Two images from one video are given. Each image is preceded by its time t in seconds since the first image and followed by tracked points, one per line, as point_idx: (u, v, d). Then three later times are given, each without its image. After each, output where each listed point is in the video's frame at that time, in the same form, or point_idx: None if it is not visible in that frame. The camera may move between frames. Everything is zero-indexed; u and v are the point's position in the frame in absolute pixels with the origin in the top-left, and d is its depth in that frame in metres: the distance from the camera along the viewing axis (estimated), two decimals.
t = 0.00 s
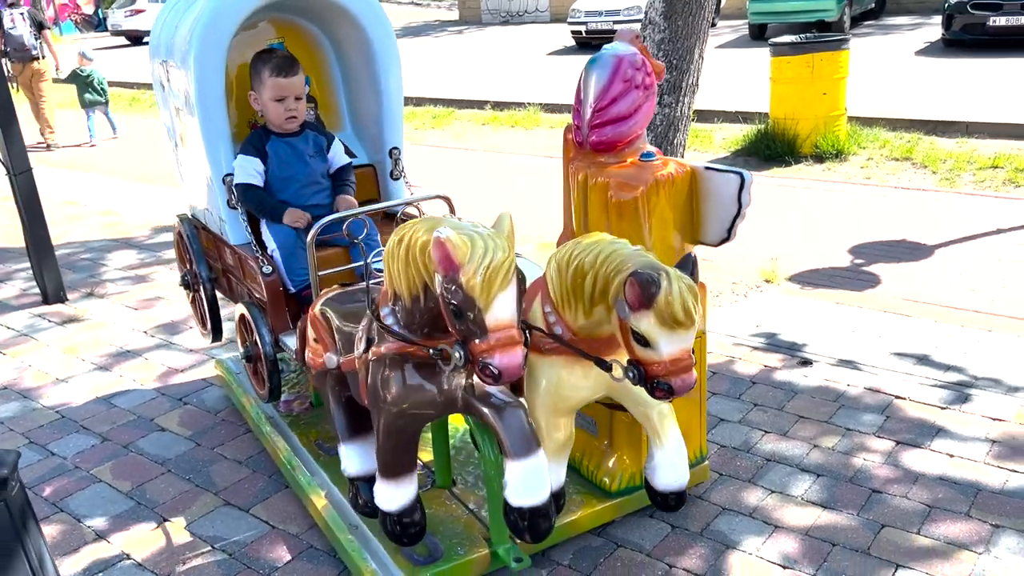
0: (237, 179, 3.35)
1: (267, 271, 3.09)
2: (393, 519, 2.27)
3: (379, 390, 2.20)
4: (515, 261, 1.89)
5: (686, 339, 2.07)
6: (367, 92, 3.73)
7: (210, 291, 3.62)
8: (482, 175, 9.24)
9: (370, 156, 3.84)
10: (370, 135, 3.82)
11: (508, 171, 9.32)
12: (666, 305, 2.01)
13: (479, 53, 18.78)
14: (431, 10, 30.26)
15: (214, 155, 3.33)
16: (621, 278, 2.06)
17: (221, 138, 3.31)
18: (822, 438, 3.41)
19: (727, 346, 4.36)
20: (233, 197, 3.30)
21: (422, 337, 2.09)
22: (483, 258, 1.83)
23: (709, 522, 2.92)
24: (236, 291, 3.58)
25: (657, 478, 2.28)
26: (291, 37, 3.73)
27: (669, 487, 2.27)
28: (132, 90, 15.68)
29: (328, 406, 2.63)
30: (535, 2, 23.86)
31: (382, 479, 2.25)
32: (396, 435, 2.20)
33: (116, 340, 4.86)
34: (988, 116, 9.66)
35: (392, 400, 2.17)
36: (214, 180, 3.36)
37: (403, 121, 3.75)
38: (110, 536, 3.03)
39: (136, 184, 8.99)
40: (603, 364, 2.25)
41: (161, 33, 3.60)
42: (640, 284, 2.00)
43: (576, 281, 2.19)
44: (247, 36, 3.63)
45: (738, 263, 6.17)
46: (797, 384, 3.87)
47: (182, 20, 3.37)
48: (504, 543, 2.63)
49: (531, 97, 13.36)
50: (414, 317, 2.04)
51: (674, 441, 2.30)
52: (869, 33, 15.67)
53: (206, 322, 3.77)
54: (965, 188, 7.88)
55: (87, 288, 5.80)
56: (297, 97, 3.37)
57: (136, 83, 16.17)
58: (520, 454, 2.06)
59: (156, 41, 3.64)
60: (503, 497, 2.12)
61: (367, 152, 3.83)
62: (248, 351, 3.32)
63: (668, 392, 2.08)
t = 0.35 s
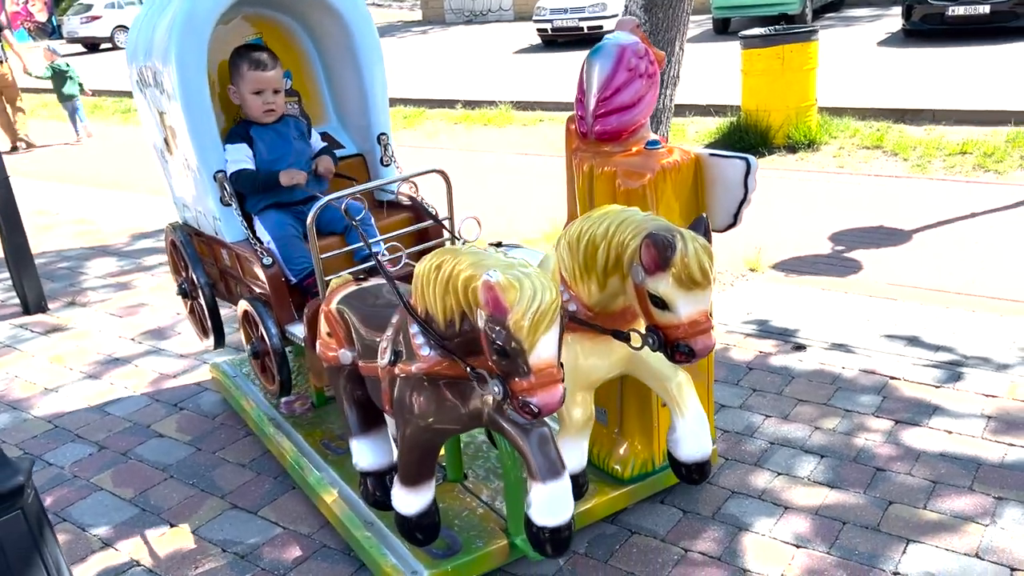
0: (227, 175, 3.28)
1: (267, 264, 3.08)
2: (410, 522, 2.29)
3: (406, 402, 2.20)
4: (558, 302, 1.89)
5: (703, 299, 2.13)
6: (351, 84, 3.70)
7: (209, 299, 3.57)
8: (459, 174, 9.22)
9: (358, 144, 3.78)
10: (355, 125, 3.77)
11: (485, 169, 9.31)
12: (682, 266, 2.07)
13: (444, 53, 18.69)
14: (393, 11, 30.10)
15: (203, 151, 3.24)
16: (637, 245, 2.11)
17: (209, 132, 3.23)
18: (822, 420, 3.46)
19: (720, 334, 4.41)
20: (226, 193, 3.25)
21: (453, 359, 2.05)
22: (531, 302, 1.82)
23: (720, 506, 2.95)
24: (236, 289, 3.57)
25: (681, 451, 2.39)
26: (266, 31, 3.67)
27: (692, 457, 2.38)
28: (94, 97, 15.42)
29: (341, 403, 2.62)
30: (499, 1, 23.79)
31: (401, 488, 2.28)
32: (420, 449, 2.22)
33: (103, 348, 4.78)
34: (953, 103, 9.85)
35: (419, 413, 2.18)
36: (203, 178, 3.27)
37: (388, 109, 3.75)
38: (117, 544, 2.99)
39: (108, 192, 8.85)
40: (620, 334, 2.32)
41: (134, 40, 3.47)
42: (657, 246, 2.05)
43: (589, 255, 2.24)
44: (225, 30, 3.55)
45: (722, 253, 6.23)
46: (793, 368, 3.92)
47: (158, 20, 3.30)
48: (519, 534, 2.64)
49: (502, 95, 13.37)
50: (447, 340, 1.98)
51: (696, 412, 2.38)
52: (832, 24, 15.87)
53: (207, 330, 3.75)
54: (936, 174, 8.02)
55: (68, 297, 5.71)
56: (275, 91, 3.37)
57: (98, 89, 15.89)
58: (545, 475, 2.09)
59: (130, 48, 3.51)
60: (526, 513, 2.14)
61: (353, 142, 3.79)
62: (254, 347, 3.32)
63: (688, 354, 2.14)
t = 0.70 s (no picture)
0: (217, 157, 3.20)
1: (257, 242, 3.03)
2: (419, 518, 2.23)
3: (422, 400, 2.15)
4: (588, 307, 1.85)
5: (708, 236, 2.15)
6: (341, 76, 3.66)
7: (193, 293, 3.48)
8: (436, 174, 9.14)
9: (348, 137, 3.76)
10: (345, 117, 3.75)
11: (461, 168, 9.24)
12: (685, 201, 2.09)
13: (412, 56, 18.55)
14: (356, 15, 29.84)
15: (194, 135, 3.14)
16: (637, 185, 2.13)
17: (200, 118, 3.14)
18: (824, 401, 3.46)
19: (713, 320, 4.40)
20: (215, 175, 3.18)
21: (471, 358, 1.99)
22: (563, 310, 1.77)
23: (730, 490, 2.92)
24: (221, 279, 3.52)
25: (703, 407, 2.30)
26: (258, 23, 3.71)
27: (714, 412, 2.29)
28: (56, 109, 15.12)
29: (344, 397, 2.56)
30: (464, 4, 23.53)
31: (413, 484, 2.22)
32: (435, 448, 2.17)
33: (86, 357, 4.67)
34: (923, 90, 9.94)
35: (434, 411, 2.13)
36: (191, 161, 3.17)
37: (380, 102, 3.69)
38: (115, 553, 2.90)
39: (78, 203, 8.67)
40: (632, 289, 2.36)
41: (124, 28, 3.37)
42: (657, 182, 2.08)
43: (589, 211, 2.26)
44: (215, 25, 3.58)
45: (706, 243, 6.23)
46: (790, 351, 3.93)
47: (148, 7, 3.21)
48: (532, 526, 2.60)
49: (473, 95, 13.29)
50: (468, 340, 1.94)
51: (711, 364, 2.29)
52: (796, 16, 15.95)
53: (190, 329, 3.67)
54: (910, 159, 8.09)
55: (45, 308, 5.57)
56: (263, 75, 3.40)
57: (60, 101, 15.58)
58: (565, 476, 2.00)
59: (119, 42, 3.41)
60: (543, 511, 2.06)
61: (343, 134, 3.76)
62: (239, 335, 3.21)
63: (700, 294, 2.16)
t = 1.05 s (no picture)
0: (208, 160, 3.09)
1: (247, 251, 2.89)
2: (433, 529, 2.08)
3: (430, 399, 2.03)
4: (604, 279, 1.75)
5: (720, 203, 2.08)
6: (338, 81, 3.56)
7: (173, 299, 3.33)
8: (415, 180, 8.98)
9: (342, 146, 3.64)
10: (340, 125, 3.63)
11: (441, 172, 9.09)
12: (694, 165, 2.02)
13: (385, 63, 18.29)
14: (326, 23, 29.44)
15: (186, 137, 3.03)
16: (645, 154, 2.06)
17: (194, 124, 3.03)
18: (832, 393, 3.38)
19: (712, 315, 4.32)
20: (205, 178, 3.07)
21: (481, 349, 1.90)
22: (579, 282, 1.67)
23: (745, 488, 2.83)
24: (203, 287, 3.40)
25: (725, 389, 2.23)
26: (256, 25, 3.62)
27: (739, 393, 2.22)
28: (22, 126, 14.75)
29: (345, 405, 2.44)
30: (435, 9, 22.36)
31: (425, 489, 2.08)
32: (447, 450, 2.04)
33: (66, 374, 4.50)
34: (901, 82, 9.90)
35: (445, 409, 2.01)
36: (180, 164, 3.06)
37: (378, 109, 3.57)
38: None
39: (48, 219, 8.43)
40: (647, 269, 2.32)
41: (111, 27, 3.26)
42: (665, 148, 2.01)
43: (594, 189, 2.18)
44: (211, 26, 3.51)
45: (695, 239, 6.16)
46: (792, 344, 3.85)
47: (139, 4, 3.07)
48: (545, 532, 2.50)
49: (449, 100, 13.10)
50: (476, 329, 1.84)
51: (732, 344, 2.21)
52: (768, 11, 15.89)
53: (167, 338, 3.52)
54: (892, 150, 8.05)
55: (19, 327, 5.38)
56: (252, 79, 3.31)
57: (26, 119, 15.22)
58: (586, 468, 1.88)
59: (108, 38, 3.29)
60: (566, 508, 1.93)
61: (338, 142, 3.64)
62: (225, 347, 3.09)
63: (716, 264, 2.08)
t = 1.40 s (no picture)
0: (198, 181, 3.02)
1: (244, 278, 2.81)
2: (452, 523, 2.00)
3: (430, 377, 1.96)
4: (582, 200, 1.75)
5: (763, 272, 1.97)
6: (327, 90, 3.49)
7: (164, 316, 3.24)
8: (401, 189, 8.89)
9: (334, 155, 3.58)
10: (330, 133, 3.57)
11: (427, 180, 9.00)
12: (741, 234, 1.90)
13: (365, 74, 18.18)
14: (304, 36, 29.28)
15: (173, 157, 2.95)
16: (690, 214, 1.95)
17: (181, 143, 2.95)
18: (838, 390, 3.34)
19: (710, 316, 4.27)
20: (196, 203, 2.99)
21: (473, 308, 1.91)
22: (552, 195, 1.68)
23: (757, 489, 2.78)
24: (196, 307, 3.31)
25: (733, 438, 2.14)
26: (241, 33, 3.52)
27: (745, 443, 2.13)
28: None
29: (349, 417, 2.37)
30: (413, 20, 22.05)
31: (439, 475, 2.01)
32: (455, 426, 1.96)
33: (53, 394, 4.39)
34: (884, 79, 9.90)
35: (447, 387, 1.94)
36: (169, 185, 2.98)
37: (369, 117, 3.53)
38: None
39: (29, 238, 8.29)
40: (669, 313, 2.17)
41: (90, 39, 3.16)
42: (712, 212, 1.89)
43: (628, 231, 2.12)
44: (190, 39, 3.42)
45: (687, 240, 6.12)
46: (794, 341, 3.81)
47: (119, 17, 2.97)
48: (557, 540, 2.45)
49: (431, 108, 13.02)
50: (465, 282, 1.85)
51: (746, 394, 2.16)
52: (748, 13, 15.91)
53: (160, 355, 3.43)
54: (880, 147, 8.04)
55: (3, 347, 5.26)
56: (246, 93, 3.21)
57: (3, 139, 15.03)
58: (600, 418, 1.82)
59: (87, 49, 3.20)
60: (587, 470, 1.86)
61: (327, 151, 3.59)
62: (224, 374, 3.02)
63: (747, 331, 1.98)
